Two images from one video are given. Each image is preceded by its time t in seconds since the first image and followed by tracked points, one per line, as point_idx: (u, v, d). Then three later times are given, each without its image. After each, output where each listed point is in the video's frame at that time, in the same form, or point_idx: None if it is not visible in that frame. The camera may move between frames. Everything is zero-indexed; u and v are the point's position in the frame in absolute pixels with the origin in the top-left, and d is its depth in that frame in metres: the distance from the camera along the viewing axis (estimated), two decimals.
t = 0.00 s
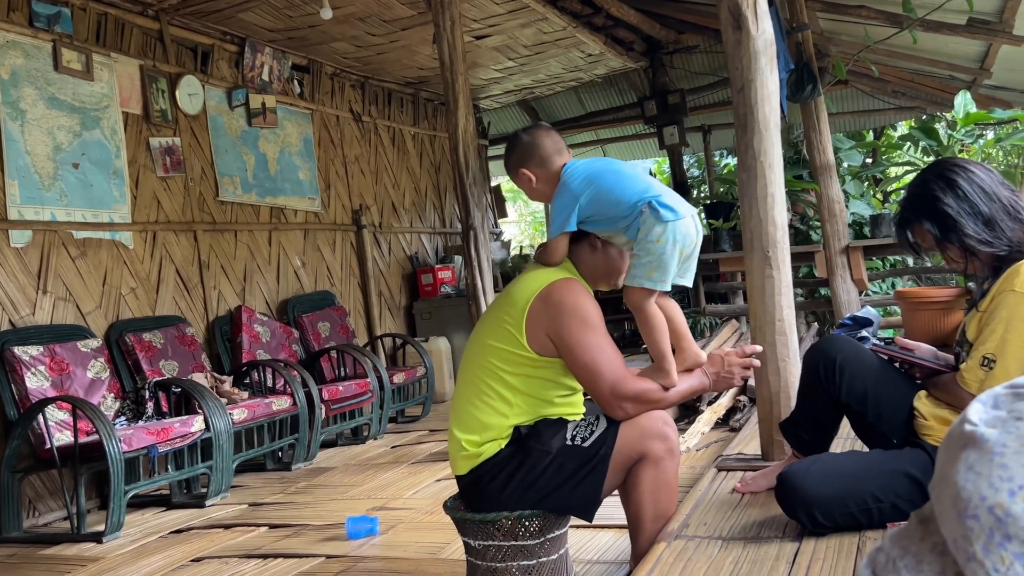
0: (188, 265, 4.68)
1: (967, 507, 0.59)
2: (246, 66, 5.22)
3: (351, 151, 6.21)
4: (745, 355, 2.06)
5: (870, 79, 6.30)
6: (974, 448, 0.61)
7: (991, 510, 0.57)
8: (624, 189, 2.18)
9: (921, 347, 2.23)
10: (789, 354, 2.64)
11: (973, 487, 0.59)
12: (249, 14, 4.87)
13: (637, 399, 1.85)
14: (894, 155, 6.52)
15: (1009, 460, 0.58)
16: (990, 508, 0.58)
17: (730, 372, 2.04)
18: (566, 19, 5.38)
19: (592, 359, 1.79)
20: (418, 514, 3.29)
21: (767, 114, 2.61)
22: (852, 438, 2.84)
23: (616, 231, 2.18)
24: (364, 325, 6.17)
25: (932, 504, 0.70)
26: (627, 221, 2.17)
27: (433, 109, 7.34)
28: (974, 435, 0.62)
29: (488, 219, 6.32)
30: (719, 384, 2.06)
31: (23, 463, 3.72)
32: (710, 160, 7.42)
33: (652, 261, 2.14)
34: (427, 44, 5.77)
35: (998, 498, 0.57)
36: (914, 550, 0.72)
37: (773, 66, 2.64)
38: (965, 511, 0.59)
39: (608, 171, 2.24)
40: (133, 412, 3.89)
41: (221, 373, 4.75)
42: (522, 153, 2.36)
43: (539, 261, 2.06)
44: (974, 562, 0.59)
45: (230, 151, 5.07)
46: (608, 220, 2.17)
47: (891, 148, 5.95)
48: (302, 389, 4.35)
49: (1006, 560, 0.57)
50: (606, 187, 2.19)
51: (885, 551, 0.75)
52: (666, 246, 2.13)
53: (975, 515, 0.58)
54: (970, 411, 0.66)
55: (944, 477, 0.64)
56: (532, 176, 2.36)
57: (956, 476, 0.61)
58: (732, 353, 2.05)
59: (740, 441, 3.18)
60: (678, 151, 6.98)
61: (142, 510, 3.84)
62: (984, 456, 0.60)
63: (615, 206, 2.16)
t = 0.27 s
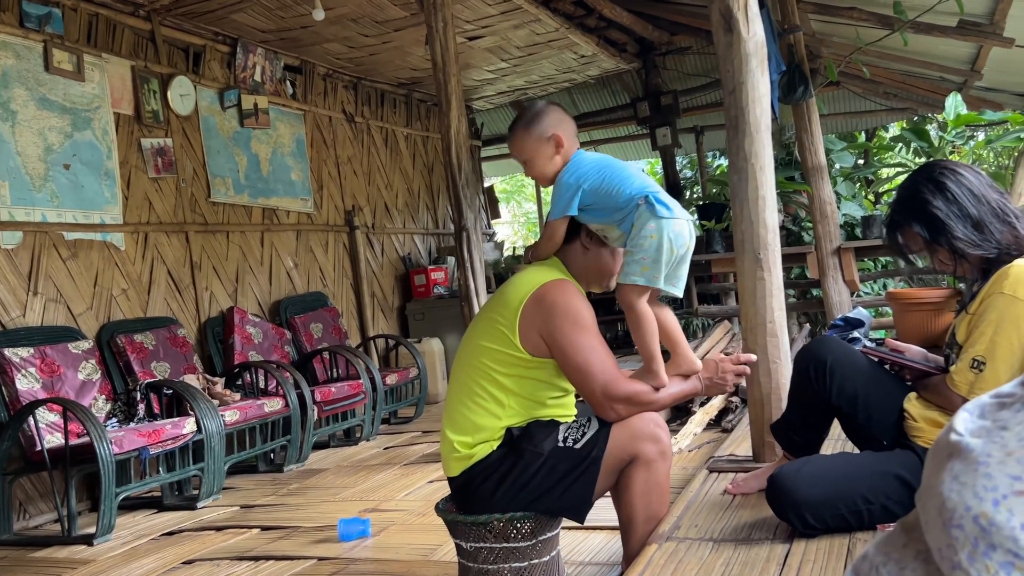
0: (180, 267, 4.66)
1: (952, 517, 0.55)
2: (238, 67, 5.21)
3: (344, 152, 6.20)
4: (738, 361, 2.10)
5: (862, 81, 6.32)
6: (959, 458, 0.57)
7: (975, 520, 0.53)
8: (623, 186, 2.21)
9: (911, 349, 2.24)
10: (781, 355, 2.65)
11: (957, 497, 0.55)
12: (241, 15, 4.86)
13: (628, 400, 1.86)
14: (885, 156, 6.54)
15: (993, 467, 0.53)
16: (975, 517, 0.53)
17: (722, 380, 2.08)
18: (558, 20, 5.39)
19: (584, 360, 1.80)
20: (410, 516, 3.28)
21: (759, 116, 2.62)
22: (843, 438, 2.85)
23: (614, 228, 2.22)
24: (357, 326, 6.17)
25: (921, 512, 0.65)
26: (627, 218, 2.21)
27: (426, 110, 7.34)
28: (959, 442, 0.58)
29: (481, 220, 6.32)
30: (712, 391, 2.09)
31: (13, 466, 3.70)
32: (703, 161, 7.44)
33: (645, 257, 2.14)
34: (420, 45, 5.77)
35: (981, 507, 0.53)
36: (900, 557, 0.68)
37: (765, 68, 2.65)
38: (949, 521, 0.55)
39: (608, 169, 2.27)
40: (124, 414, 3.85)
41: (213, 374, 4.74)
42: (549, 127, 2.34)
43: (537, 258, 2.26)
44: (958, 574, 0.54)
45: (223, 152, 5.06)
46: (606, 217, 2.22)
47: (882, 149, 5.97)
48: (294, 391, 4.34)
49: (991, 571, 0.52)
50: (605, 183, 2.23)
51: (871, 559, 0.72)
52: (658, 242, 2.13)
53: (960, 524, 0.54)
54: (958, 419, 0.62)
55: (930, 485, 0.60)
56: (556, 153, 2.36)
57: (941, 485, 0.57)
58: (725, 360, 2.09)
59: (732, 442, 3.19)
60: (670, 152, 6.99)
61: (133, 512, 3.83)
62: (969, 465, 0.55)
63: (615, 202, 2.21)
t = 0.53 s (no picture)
0: (173, 268, 4.65)
1: (946, 517, 0.62)
2: (232, 68, 5.20)
3: (338, 153, 6.19)
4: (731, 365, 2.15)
5: (854, 83, 6.34)
6: (952, 459, 0.64)
7: (969, 520, 0.60)
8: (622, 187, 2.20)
9: (904, 351, 2.26)
10: (775, 357, 2.65)
11: (952, 497, 0.61)
12: (234, 16, 4.85)
13: (623, 402, 1.86)
14: (878, 158, 6.56)
15: (986, 469, 0.61)
16: (967, 517, 0.60)
17: (717, 383, 2.11)
18: (552, 22, 5.39)
19: (580, 362, 1.80)
20: (404, 518, 3.28)
21: (752, 119, 2.62)
22: (837, 440, 2.86)
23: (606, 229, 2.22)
24: (351, 328, 6.16)
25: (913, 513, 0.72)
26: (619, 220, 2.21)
27: (420, 111, 7.33)
28: (953, 445, 0.65)
29: (475, 222, 6.33)
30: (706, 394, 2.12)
31: (6, 468, 3.69)
32: (696, 163, 7.45)
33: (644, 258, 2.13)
34: (414, 47, 5.77)
35: (974, 507, 0.60)
36: (891, 554, 0.74)
37: (758, 72, 2.66)
38: (943, 521, 0.62)
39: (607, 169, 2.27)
40: (118, 415, 3.86)
41: (206, 376, 4.73)
42: (574, 116, 2.29)
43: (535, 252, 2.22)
44: (951, 569, 0.60)
45: (216, 154, 5.05)
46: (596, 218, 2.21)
47: (875, 151, 5.99)
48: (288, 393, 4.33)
49: (981, 567, 0.58)
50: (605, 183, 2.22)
51: (863, 557, 0.77)
52: (657, 245, 2.12)
53: (953, 523, 0.61)
54: (950, 423, 0.69)
55: (924, 486, 0.67)
56: (572, 143, 2.31)
57: (936, 486, 0.64)
58: (719, 363, 2.12)
59: (726, 444, 3.19)
60: (664, 153, 7.00)
61: (126, 515, 3.81)
62: (962, 467, 0.63)
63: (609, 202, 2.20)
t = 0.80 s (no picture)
0: (168, 270, 4.65)
1: (944, 519, 0.65)
2: (226, 69, 5.19)
3: (332, 155, 6.18)
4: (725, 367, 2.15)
5: (848, 85, 6.36)
6: (949, 462, 0.67)
7: (966, 523, 0.63)
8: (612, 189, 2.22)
9: (899, 354, 2.28)
10: (770, 359, 2.66)
11: (950, 501, 0.65)
12: (229, 17, 4.84)
13: (618, 404, 1.87)
14: (872, 159, 6.58)
15: (983, 474, 0.64)
16: (965, 520, 0.64)
17: (711, 385, 2.12)
18: (547, 24, 5.40)
19: (576, 364, 1.81)
20: (399, 520, 3.28)
21: (747, 121, 2.63)
22: (831, 442, 2.87)
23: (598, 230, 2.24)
24: (345, 329, 6.16)
25: (908, 512, 0.75)
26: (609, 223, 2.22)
27: (414, 112, 7.33)
28: (949, 446, 0.69)
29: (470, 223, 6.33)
30: (700, 395, 2.12)
31: None
32: (691, 164, 7.46)
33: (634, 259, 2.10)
34: (409, 48, 5.77)
35: (972, 510, 0.63)
36: (889, 553, 0.77)
37: (753, 74, 2.67)
38: (941, 523, 0.65)
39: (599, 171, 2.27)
40: (111, 419, 3.79)
41: (201, 377, 4.73)
42: (574, 110, 2.30)
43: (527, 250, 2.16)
44: (949, 571, 0.64)
45: (210, 155, 5.04)
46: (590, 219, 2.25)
47: (869, 153, 6.01)
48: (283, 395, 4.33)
49: (979, 569, 0.62)
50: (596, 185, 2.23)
51: (860, 554, 0.80)
52: (646, 246, 2.10)
53: (951, 527, 0.64)
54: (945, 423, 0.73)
55: (921, 488, 0.70)
56: (573, 135, 2.32)
57: (933, 488, 0.67)
58: (713, 365, 2.14)
59: (721, 446, 3.20)
60: (658, 155, 7.01)
61: (120, 517, 3.80)
62: (958, 470, 0.66)
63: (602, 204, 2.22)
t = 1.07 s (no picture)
0: (160, 272, 4.63)
1: (936, 529, 0.60)
2: (220, 71, 5.18)
3: (326, 157, 6.18)
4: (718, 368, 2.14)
5: (840, 88, 6.37)
6: (941, 470, 0.62)
7: (960, 532, 0.58)
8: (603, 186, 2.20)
9: (892, 357, 2.30)
10: (763, 362, 2.67)
11: (941, 508, 0.60)
12: (222, 19, 4.83)
13: (610, 408, 1.87)
14: (865, 162, 6.61)
15: (976, 480, 0.59)
16: (958, 529, 0.58)
17: (704, 386, 2.11)
18: (541, 27, 5.40)
19: (568, 368, 1.81)
20: (392, 523, 3.28)
21: (741, 125, 2.64)
22: (824, 445, 2.88)
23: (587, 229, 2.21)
24: (339, 332, 6.15)
25: (902, 527, 0.70)
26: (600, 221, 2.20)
27: (408, 114, 7.33)
28: (943, 455, 0.64)
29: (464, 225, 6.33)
30: (693, 397, 2.12)
31: None
32: (684, 167, 7.48)
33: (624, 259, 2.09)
34: (402, 50, 5.77)
35: (965, 519, 0.58)
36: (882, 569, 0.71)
37: (746, 78, 2.67)
38: (933, 532, 0.60)
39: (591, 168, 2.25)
40: (104, 421, 3.85)
41: (193, 380, 4.71)
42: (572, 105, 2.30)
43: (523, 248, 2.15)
44: None
45: (203, 157, 5.03)
46: (579, 216, 2.21)
47: (861, 156, 6.03)
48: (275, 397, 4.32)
49: None
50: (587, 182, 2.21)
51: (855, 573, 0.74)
52: (637, 246, 2.08)
53: (943, 536, 0.59)
54: (939, 431, 0.69)
55: (913, 499, 0.65)
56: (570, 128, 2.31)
57: (926, 497, 0.62)
58: (704, 366, 2.12)
59: (714, 449, 3.20)
60: (652, 158, 7.02)
61: (112, 521, 3.79)
62: (951, 478, 0.61)
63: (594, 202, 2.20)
